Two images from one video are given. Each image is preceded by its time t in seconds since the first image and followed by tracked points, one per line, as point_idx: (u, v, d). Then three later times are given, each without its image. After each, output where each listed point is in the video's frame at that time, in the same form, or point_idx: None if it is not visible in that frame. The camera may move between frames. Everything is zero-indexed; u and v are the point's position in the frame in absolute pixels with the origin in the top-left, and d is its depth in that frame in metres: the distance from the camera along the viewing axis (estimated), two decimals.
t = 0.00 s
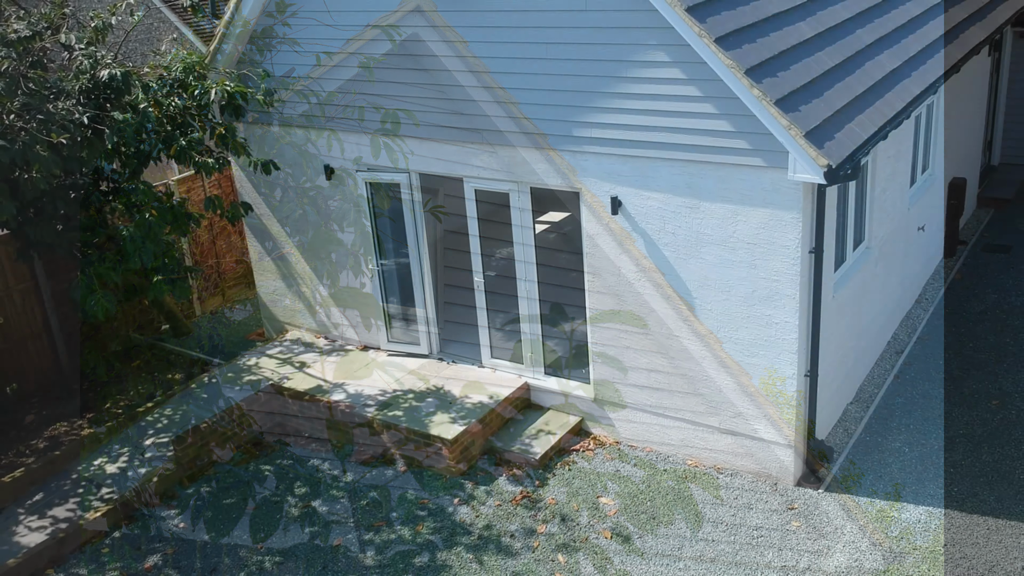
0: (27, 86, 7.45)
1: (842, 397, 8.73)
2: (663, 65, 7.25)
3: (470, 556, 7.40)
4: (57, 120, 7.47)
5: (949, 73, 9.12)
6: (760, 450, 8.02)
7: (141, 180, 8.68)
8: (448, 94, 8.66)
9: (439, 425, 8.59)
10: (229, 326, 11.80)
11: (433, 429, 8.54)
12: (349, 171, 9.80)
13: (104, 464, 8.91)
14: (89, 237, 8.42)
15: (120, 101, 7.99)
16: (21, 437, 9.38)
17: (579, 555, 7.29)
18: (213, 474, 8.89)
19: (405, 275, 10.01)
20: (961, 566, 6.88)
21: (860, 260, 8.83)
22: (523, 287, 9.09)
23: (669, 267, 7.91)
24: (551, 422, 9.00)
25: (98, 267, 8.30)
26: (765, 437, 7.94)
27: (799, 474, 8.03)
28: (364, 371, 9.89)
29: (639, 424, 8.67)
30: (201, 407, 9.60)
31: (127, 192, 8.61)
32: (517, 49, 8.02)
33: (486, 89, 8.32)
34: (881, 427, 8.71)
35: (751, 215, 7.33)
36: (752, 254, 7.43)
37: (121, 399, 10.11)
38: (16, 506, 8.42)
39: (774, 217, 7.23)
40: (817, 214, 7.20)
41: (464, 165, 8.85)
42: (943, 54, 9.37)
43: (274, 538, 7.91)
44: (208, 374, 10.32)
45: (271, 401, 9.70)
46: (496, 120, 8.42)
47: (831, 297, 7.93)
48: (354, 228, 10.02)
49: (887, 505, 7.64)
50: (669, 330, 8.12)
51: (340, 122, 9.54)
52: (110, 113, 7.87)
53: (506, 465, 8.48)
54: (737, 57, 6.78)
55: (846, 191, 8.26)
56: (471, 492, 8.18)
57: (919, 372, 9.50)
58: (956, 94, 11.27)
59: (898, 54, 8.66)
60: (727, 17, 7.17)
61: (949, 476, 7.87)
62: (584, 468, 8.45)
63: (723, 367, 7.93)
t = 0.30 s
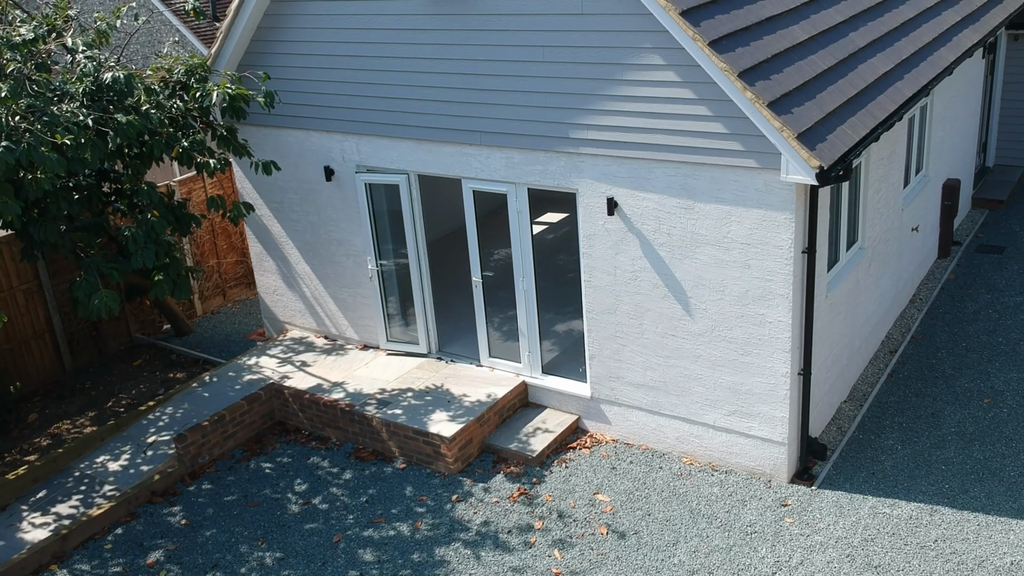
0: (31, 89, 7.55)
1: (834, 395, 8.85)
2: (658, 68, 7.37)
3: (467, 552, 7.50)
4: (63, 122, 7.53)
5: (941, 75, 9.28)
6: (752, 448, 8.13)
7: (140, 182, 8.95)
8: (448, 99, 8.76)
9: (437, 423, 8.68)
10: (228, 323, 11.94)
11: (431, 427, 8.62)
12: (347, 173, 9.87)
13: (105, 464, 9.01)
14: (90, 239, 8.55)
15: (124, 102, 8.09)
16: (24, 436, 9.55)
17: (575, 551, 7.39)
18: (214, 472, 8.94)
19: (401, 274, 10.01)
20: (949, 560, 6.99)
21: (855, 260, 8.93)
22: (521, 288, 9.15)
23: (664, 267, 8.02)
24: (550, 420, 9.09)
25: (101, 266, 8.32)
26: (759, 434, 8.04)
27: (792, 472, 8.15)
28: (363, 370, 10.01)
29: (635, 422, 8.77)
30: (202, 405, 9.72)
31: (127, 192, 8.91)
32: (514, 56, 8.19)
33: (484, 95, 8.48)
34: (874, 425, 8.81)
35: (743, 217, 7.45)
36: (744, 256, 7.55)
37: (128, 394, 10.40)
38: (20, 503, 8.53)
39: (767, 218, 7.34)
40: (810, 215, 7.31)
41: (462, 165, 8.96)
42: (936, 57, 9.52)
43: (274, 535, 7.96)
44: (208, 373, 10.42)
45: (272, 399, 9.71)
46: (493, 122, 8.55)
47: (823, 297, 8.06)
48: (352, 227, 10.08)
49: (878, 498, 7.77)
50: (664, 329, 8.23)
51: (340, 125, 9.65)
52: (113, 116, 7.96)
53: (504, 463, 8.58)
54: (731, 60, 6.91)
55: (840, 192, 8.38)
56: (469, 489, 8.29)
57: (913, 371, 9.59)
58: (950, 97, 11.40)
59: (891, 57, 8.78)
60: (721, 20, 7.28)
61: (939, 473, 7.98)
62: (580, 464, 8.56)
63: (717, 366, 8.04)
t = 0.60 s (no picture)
0: (37, 93, 7.71)
1: (827, 393, 8.99)
2: (652, 72, 7.52)
3: (465, 546, 7.65)
4: (68, 126, 7.63)
5: (931, 78, 9.44)
6: (745, 445, 8.28)
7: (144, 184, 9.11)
8: (448, 102, 8.91)
9: (437, 422, 8.83)
10: (230, 323, 12.09)
11: (431, 425, 8.77)
12: (348, 175, 10.02)
13: (110, 461, 9.16)
14: (94, 240, 8.71)
15: (129, 104, 8.24)
16: (29, 433, 9.70)
17: (571, 546, 7.54)
18: (217, 469, 9.08)
19: (401, 273, 10.15)
20: (938, 554, 7.13)
21: (847, 260, 9.07)
22: (519, 286, 9.30)
23: (658, 267, 8.17)
24: (546, 417, 9.23)
25: (106, 267, 8.47)
26: (752, 431, 8.18)
27: (785, 469, 8.30)
28: (363, 369, 10.15)
29: (630, 419, 8.92)
30: (204, 404, 9.86)
31: (131, 193, 9.05)
32: (512, 60, 8.35)
33: (482, 99, 8.64)
34: (866, 423, 8.94)
35: (736, 217, 7.59)
36: (736, 255, 7.69)
37: (130, 394, 10.52)
38: (25, 499, 8.69)
39: (758, 219, 7.49)
40: (801, 216, 7.45)
41: (461, 168, 9.13)
42: (927, 60, 9.68)
43: (276, 528, 8.12)
44: (211, 372, 10.56)
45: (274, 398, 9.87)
46: (491, 125, 8.70)
47: (815, 296, 8.21)
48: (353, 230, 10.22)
49: (871, 494, 7.90)
50: (659, 328, 8.38)
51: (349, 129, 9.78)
52: (117, 119, 8.11)
53: (502, 460, 8.73)
54: (723, 64, 7.05)
55: (831, 193, 8.53)
56: (467, 486, 8.43)
57: (905, 369, 9.74)
58: (942, 100, 11.54)
59: (882, 60, 8.93)
60: (714, 25, 7.43)
61: (928, 470, 8.11)
62: (577, 461, 8.71)
63: (710, 364, 8.19)
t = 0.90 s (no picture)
0: (44, 95, 7.86)
1: (820, 390, 9.13)
2: (648, 74, 7.67)
3: (465, 540, 7.79)
4: (75, 126, 7.79)
5: (923, 80, 9.58)
6: (739, 441, 8.43)
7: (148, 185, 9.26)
8: (447, 104, 9.05)
9: (436, 418, 8.97)
10: (233, 322, 12.23)
11: (430, 421, 8.91)
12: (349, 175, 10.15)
13: (114, 458, 9.31)
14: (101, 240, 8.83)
15: (134, 106, 8.40)
16: (35, 430, 9.84)
17: (568, 539, 7.68)
18: (220, 465, 9.22)
19: (401, 273, 10.30)
20: (927, 547, 7.27)
21: (840, 259, 9.22)
22: (517, 285, 9.44)
23: (654, 265, 8.31)
24: (544, 414, 9.38)
25: (111, 266, 8.64)
26: (747, 427, 8.32)
27: (778, 464, 8.44)
28: (364, 366, 10.29)
29: (627, 416, 9.07)
30: (207, 401, 10.00)
31: (135, 193, 9.21)
32: (510, 63, 8.50)
33: (481, 100, 8.79)
34: (859, 419, 9.08)
35: (730, 217, 7.74)
36: (730, 254, 7.84)
37: (131, 390, 10.66)
38: (31, 495, 8.84)
39: (752, 218, 7.63)
40: (793, 215, 7.60)
41: (460, 169, 9.28)
42: (919, 62, 9.82)
43: (278, 522, 8.26)
44: (213, 370, 10.71)
45: (275, 395, 10.01)
46: (489, 126, 8.85)
47: (808, 295, 8.36)
48: (354, 230, 10.39)
49: (863, 489, 8.05)
50: (654, 326, 8.53)
51: (347, 131, 9.90)
52: (122, 120, 8.26)
53: (500, 456, 8.88)
54: (716, 67, 7.20)
55: (824, 193, 8.67)
56: (466, 481, 8.58)
57: (897, 367, 9.88)
58: (935, 102, 11.70)
59: (874, 62, 9.08)
60: (708, 28, 7.58)
61: (920, 465, 8.26)
62: (575, 457, 8.85)
63: (705, 361, 8.33)
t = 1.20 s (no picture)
0: (52, 97, 8.01)
1: (814, 387, 9.28)
2: (643, 76, 7.83)
3: (464, 532, 7.94)
4: (82, 127, 7.95)
5: (915, 82, 9.75)
6: (733, 436, 8.58)
7: (153, 185, 9.42)
8: (446, 105, 9.22)
9: (436, 414, 9.12)
10: (235, 321, 12.38)
11: (430, 417, 9.06)
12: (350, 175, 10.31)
13: (119, 453, 9.46)
14: (107, 239, 8.98)
15: (140, 107, 8.56)
16: (41, 427, 10.00)
17: (566, 532, 7.84)
18: (223, 460, 9.37)
19: (402, 272, 10.45)
20: (916, 539, 7.42)
21: (833, 258, 9.37)
22: (515, 283, 9.60)
23: (649, 264, 8.47)
24: (542, 410, 9.53)
25: (118, 265, 8.79)
26: (740, 422, 8.48)
27: (772, 459, 8.59)
28: (364, 364, 10.45)
29: (624, 412, 9.22)
30: (211, 398, 10.15)
31: (140, 193, 9.36)
32: (508, 65, 8.66)
33: (480, 101, 8.96)
34: (851, 415, 9.24)
35: (723, 216, 7.90)
36: (724, 252, 7.99)
37: (135, 388, 10.82)
38: (38, 489, 9.01)
39: (745, 217, 7.79)
40: (786, 214, 7.75)
41: (459, 169, 9.44)
42: (911, 64, 9.99)
43: (280, 515, 8.42)
44: (216, 368, 10.86)
45: (278, 392, 10.16)
46: (488, 127, 9.02)
47: (801, 292, 8.51)
48: (355, 229, 10.55)
49: (854, 482, 8.20)
50: (650, 323, 8.68)
51: (348, 131, 10.06)
52: (128, 122, 8.42)
53: (499, 451, 9.03)
54: (709, 69, 7.37)
55: (816, 192, 8.83)
56: (466, 475, 8.73)
57: (890, 364, 10.04)
58: (928, 104, 11.86)
59: (866, 64, 9.24)
60: (702, 30, 7.74)
61: (910, 459, 8.41)
62: (572, 452, 9.00)
63: (700, 358, 8.49)
